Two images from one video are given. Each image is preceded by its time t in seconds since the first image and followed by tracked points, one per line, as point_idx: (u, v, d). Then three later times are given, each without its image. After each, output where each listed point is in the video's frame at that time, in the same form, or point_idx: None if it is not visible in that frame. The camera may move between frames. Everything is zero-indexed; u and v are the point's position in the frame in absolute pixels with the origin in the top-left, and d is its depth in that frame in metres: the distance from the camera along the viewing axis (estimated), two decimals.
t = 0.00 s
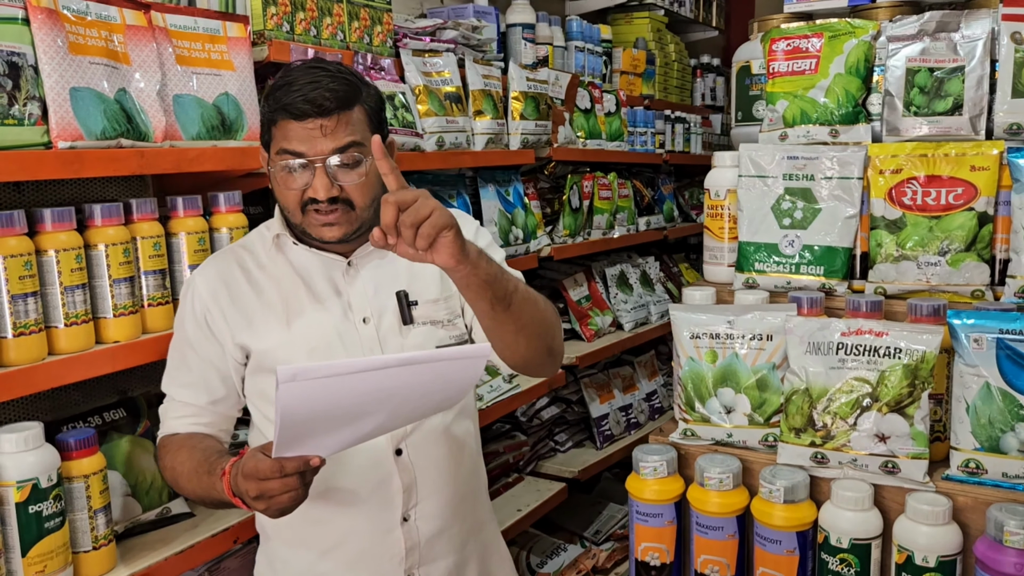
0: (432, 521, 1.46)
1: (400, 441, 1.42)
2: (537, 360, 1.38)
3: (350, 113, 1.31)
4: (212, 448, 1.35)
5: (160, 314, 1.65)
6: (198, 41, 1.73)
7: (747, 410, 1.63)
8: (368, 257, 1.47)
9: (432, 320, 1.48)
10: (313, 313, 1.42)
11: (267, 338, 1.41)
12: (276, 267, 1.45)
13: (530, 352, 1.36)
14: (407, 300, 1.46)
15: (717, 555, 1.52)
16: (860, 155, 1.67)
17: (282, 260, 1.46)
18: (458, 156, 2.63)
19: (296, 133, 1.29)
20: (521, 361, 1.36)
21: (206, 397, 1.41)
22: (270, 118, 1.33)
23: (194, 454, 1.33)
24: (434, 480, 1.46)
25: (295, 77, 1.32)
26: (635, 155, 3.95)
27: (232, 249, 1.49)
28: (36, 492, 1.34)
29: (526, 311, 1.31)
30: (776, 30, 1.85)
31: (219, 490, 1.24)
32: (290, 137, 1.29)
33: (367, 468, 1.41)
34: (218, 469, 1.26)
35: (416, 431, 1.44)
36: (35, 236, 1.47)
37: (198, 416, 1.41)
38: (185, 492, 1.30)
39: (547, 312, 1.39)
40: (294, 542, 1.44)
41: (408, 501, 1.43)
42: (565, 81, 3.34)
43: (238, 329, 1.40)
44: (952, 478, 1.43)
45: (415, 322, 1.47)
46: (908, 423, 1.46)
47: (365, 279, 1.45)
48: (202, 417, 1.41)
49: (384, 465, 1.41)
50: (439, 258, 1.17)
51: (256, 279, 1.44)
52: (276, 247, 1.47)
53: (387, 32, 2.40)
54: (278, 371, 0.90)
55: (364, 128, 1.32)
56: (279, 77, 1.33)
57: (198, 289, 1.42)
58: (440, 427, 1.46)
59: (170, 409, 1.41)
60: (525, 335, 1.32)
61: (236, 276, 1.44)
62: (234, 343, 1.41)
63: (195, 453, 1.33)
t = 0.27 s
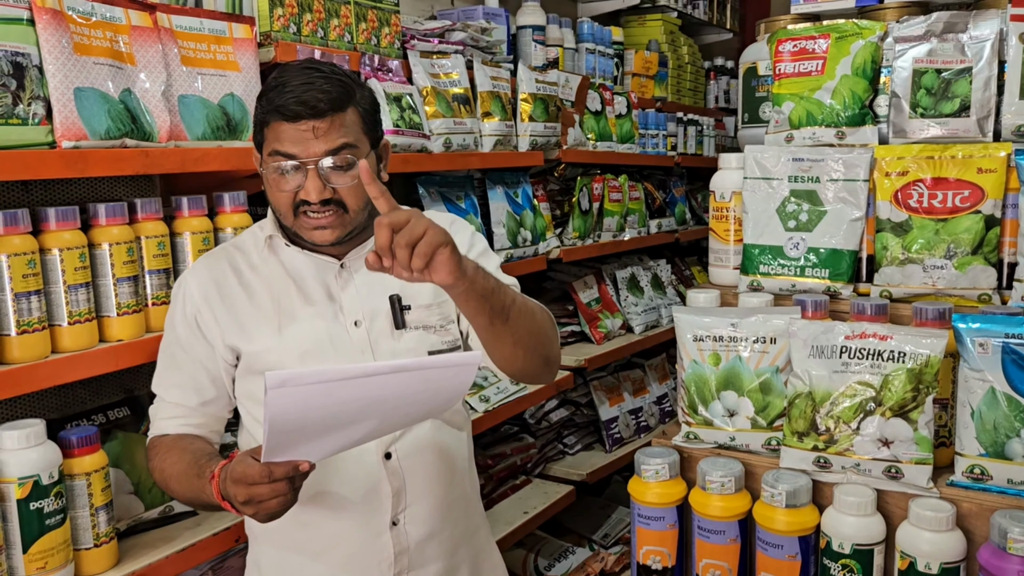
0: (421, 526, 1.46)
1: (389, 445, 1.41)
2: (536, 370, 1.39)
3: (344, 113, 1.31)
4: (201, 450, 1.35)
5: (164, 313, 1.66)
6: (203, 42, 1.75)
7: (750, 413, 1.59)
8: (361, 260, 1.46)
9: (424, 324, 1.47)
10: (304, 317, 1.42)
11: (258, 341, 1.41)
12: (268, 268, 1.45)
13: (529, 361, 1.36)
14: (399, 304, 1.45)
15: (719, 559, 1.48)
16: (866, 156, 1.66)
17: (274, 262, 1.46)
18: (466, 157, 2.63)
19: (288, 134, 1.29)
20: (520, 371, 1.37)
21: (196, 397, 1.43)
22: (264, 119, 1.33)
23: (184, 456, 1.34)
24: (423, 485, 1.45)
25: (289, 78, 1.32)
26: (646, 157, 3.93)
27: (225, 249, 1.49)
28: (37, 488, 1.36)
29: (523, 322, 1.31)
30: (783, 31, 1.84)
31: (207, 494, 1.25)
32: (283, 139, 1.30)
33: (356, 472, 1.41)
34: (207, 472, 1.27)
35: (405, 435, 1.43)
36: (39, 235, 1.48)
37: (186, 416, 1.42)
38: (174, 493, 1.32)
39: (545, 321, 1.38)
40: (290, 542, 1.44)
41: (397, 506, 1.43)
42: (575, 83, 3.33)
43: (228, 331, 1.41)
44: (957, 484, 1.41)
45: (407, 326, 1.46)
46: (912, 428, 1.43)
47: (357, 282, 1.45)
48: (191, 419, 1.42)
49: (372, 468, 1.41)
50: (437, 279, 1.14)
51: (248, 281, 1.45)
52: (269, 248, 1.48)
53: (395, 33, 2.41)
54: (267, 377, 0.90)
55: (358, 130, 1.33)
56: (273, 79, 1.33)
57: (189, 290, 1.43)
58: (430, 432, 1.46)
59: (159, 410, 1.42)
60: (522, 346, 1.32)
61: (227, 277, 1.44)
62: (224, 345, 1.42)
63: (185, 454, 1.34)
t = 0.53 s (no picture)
0: (412, 526, 1.46)
1: (382, 443, 1.42)
2: (541, 330, 1.37)
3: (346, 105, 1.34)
4: (195, 448, 1.35)
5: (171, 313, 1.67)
6: (212, 44, 1.76)
7: (754, 417, 1.58)
8: (358, 256, 1.48)
9: (420, 318, 1.48)
10: (300, 310, 1.44)
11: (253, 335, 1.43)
12: (265, 264, 1.47)
13: (533, 318, 1.34)
14: (395, 298, 1.47)
15: (722, 563, 1.46)
16: (872, 160, 1.65)
17: (271, 257, 1.48)
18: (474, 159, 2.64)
19: (291, 121, 1.32)
20: (525, 327, 1.35)
21: (187, 394, 1.43)
22: (266, 110, 1.36)
23: (176, 454, 1.33)
24: (416, 485, 1.45)
25: (291, 72, 1.36)
26: (655, 160, 3.93)
27: (222, 245, 1.50)
28: (43, 485, 1.37)
29: (522, 267, 1.32)
30: (789, 34, 1.83)
31: (201, 490, 1.25)
32: (285, 125, 1.32)
33: (350, 471, 1.42)
34: (200, 469, 1.26)
35: (398, 433, 1.44)
36: (48, 235, 1.49)
37: (181, 414, 1.42)
38: (167, 491, 1.31)
39: (548, 280, 1.38)
40: (290, 540, 1.45)
41: (388, 505, 1.44)
42: (584, 85, 3.34)
43: (223, 325, 1.42)
44: (961, 490, 1.40)
45: (403, 321, 1.48)
46: (916, 433, 1.42)
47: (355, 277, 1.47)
48: (184, 415, 1.42)
49: (365, 468, 1.42)
50: (432, 198, 1.22)
51: (243, 276, 1.46)
52: (267, 244, 1.49)
53: (404, 36, 2.42)
54: (270, 370, 0.89)
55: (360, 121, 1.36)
56: (275, 73, 1.37)
57: (185, 285, 1.44)
58: (423, 430, 1.46)
59: (152, 407, 1.43)
60: (523, 294, 1.32)
61: (223, 272, 1.45)
62: (220, 340, 1.43)
63: (178, 452, 1.34)
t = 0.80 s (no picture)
0: (425, 528, 1.47)
1: (396, 444, 1.43)
2: (543, 344, 1.36)
3: (360, 92, 1.41)
4: (204, 447, 1.35)
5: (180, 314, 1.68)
6: (223, 47, 1.78)
7: (761, 422, 1.58)
8: (371, 258, 1.50)
9: (433, 321, 1.50)
10: (314, 312, 1.44)
11: (266, 337, 1.44)
12: (276, 267, 1.47)
13: (535, 330, 1.34)
14: (408, 300, 1.49)
15: (728, 569, 1.46)
16: (881, 165, 1.65)
17: (284, 259, 1.48)
18: (482, 163, 2.64)
19: (307, 104, 1.39)
20: (526, 338, 1.34)
21: (200, 397, 1.43)
22: (284, 100, 1.42)
23: (186, 455, 1.33)
24: (429, 486, 1.46)
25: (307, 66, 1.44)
26: (664, 165, 3.93)
27: (235, 250, 1.51)
28: (52, 484, 1.38)
29: (529, 279, 1.33)
30: (798, 39, 1.84)
31: (211, 489, 1.24)
32: (302, 108, 1.39)
33: (363, 471, 1.42)
34: (209, 468, 1.26)
35: (412, 434, 1.45)
36: (59, 235, 1.51)
37: (193, 417, 1.42)
38: (179, 491, 1.30)
39: (555, 296, 1.39)
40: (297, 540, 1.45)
41: (402, 507, 1.44)
42: (593, 90, 3.34)
43: (237, 328, 1.44)
44: (969, 497, 1.39)
45: (417, 323, 1.49)
46: (924, 439, 1.41)
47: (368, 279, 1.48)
48: (198, 419, 1.42)
49: (375, 468, 1.42)
50: (444, 203, 1.27)
51: (256, 278, 1.46)
52: (279, 247, 1.50)
53: (413, 40, 2.42)
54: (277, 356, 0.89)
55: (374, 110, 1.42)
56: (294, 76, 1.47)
57: (198, 289, 1.45)
58: (436, 430, 1.47)
59: (167, 410, 1.43)
60: (527, 303, 1.33)
61: (236, 276, 1.46)
62: (233, 342, 1.44)
63: (188, 452, 1.34)
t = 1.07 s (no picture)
0: (446, 529, 1.47)
1: (417, 444, 1.44)
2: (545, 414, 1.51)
3: (378, 93, 1.47)
4: (230, 452, 1.36)
5: (185, 317, 1.69)
6: (229, 51, 1.78)
7: (766, 428, 1.57)
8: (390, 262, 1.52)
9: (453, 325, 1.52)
10: (336, 315, 1.45)
11: (288, 340, 1.44)
12: (296, 271, 1.48)
13: (540, 409, 1.48)
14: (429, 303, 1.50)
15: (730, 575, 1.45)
16: (887, 171, 1.65)
17: (304, 264, 1.50)
18: (487, 167, 2.64)
19: (330, 103, 1.44)
20: (531, 416, 1.48)
21: (222, 403, 1.44)
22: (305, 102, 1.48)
23: (212, 460, 1.34)
24: (449, 487, 1.47)
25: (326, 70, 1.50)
26: (669, 169, 3.93)
27: (255, 256, 1.53)
28: (57, 487, 1.38)
29: (545, 377, 1.44)
30: (805, 45, 1.84)
31: (238, 494, 1.25)
32: (324, 106, 1.44)
33: (382, 471, 1.42)
34: (235, 474, 1.27)
35: (433, 434, 1.45)
36: (65, 238, 1.51)
37: (218, 422, 1.43)
38: (205, 495, 1.32)
39: (557, 369, 1.51)
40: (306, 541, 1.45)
41: (423, 507, 1.44)
42: (598, 94, 3.34)
43: (258, 332, 1.43)
44: (975, 504, 1.39)
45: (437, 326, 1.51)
46: (929, 446, 1.40)
47: (388, 282, 1.49)
48: (223, 423, 1.43)
49: (382, 470, 1.42)
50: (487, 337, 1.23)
51: (277, 282, 1.46)
52: (299, 253, 1.51)
53: (419, 44, 2.42)
54: (294, 374, 0.90)
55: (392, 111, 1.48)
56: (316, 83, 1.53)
57: (219, 294, 1.46)
58: (457, 431, 1.49)
59: (192, 415, 1.44)
60: (542, 399, 1.45)
61: (257, 281, 1.47)
62: (254, 346, 1.44)
63: (214, 458, 1.35)
